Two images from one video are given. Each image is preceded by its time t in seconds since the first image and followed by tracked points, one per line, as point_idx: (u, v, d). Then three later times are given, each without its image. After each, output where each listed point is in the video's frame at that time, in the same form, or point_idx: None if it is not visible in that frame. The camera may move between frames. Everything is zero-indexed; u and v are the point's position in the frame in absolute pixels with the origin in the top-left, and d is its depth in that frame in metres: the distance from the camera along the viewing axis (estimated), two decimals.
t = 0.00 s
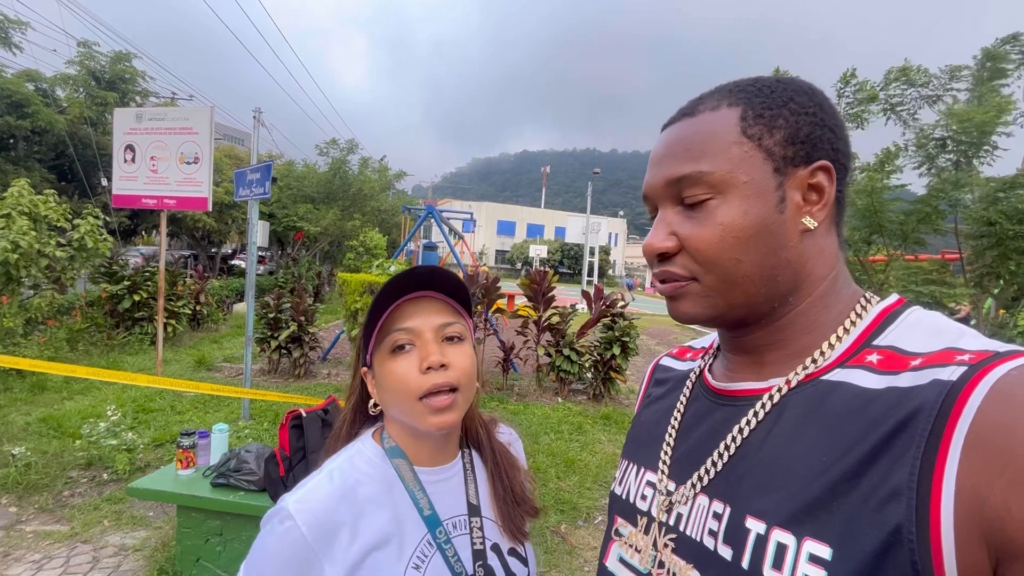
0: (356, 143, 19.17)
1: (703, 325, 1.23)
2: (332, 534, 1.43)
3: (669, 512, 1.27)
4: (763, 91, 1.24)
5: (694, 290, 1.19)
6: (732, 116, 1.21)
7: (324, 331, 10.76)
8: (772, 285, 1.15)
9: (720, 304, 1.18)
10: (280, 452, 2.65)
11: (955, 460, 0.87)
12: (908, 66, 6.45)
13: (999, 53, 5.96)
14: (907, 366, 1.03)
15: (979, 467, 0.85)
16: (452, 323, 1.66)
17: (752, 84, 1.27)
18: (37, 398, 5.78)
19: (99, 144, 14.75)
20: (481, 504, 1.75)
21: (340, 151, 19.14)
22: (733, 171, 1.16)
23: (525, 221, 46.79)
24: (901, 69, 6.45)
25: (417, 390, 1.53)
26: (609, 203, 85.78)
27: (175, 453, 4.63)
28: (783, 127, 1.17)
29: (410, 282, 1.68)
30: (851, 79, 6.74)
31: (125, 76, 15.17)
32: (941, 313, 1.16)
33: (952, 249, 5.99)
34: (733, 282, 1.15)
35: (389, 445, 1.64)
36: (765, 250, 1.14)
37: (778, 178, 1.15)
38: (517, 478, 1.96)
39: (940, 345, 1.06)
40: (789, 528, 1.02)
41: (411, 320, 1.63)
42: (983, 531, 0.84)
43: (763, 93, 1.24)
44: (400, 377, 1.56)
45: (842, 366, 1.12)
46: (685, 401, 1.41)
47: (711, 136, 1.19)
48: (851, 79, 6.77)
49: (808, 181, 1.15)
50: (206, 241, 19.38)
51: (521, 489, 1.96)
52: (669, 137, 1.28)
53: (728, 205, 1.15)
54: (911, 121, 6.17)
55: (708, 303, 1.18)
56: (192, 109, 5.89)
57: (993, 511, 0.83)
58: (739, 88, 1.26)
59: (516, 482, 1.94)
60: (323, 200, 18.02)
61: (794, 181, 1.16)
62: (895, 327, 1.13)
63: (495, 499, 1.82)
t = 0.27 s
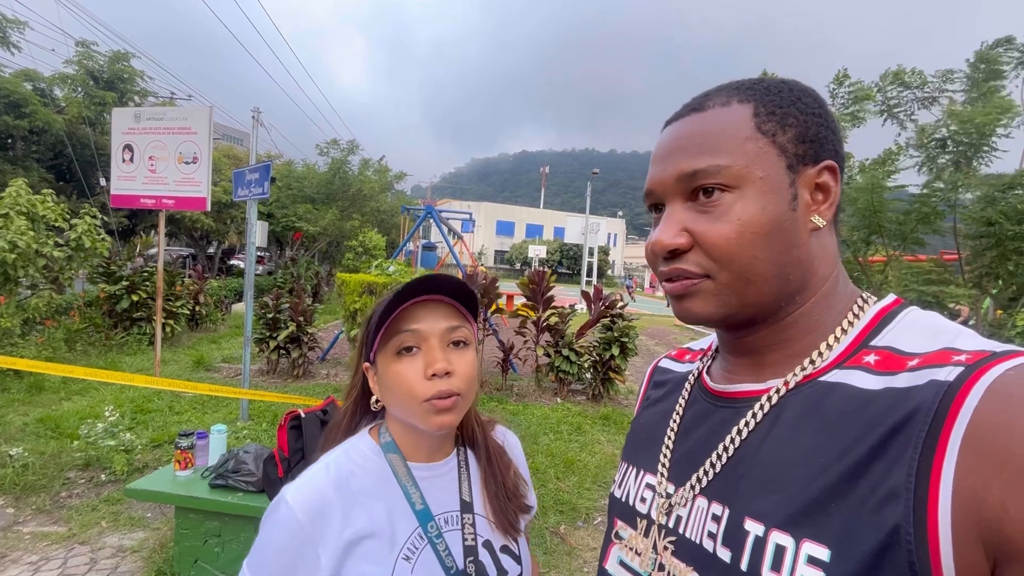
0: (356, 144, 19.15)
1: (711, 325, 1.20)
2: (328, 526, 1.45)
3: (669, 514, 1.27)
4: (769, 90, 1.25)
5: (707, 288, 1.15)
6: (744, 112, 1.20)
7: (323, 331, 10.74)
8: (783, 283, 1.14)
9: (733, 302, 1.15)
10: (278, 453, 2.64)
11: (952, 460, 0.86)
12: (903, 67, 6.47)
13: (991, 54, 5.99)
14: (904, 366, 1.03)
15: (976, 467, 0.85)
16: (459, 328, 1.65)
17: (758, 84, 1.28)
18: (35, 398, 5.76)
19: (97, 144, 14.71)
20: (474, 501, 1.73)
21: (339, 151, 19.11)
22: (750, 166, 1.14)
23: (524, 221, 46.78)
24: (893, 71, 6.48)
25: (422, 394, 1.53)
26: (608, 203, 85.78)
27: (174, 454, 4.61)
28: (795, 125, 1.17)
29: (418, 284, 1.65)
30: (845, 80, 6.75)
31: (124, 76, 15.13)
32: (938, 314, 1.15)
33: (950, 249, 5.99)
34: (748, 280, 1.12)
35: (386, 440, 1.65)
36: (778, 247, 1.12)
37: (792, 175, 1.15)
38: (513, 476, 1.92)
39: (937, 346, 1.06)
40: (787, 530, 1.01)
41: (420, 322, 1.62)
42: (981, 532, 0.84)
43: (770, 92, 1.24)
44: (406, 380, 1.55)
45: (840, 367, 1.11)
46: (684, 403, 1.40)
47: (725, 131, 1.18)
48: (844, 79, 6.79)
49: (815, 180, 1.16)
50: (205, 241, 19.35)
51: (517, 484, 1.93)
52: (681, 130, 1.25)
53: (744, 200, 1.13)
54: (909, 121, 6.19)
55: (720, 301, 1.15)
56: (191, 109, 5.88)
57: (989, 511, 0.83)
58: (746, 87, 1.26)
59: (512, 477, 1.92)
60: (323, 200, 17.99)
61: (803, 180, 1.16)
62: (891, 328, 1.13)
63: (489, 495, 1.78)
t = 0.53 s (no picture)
0: (355, 144, 19.10)
1: (710, 328, 1.18)
2: (328, 522, 1.44)
3: (671, 516, 1.25)
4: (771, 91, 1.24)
5: (706, 292, 1.14)
6: (743, 114, 1.19)
7: (322, 331, 10.72)
8: (784, 286, 1.12)
9: (732, 305, 1.13)
10: (277, 454, 2.63)
11: (956, 463, 0.85)
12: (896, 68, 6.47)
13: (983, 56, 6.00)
14: (908, 368, 1.01)
15: (981, 470, 0.83)
16: (466, 341, 1.62)
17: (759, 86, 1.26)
18: (32, 399, 5.74)
19: (94, 143, 14.67)
20: (472, 499, 1.71)
21: (339, 151, 19.07)
22: (748, 169, 1.13)
23: (523, 221, 46.76)
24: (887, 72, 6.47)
25: (426, 409, 1.52)
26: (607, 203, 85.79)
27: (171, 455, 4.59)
28: (795, 126, 1.16)
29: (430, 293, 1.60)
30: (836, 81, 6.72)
31: (122, 75, 15.08)
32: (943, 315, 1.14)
33: (949, 250, 5.98)
34: (747, 284, 1.11)
35: (385, 440, 1.63)
36: (778, 252, 1.11)
37: (791, 177, 1.13)
38: (510, 473, 1.90)
39: (941, 346, 1.04)
40: (789, 532, 1.00)
41: (428, 333, 1.58)
42: (985, 536, 0.83)
43: (771, 93, 1.23)
44: (411, 394, 1.54)
45: (844, 369, 1.09)
46: (687, 405, 1.39)
47: (725, 134, 1.17)
48: (836, 81, 6.78)
49: (816, 182, 1.15)
50: (203, 241, 19.31)
51: (514, 480, 1.90)
52: (689, 128, 1.22)
53: (743, 203, 1.12)
54: (906, 122, 6.18)
55: (719, 304, 1.14)
56: (188, 109, 5.83)
57: (994, 513, 0.82)
58: (749, 87, 1.24)
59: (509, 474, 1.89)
60: (321, 200, 17.95)
61: (803, 181, 1.15)
62: (895, 329, 1.12)
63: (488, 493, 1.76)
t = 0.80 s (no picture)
0: (354, 143, 19.08)
1: (700, 332, 1.20)
2: (329, 530, 1.42)
3: (676, 518, 1.23)
4: (757, 93, 1.20)
5: (691, 299, 1.16)
6: (724, 123, 1.17)
7: (320, 331, 10.69)
8: (771, 292, 1.12)
9: (718, 313, 1.14)
10: (275, 455, 2.61)
11: (969, 466, 0.83)
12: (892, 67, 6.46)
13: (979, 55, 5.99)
14: (917, 370, 1.00)
15: (994, 473, 0.82)
16: (467, 349, 1.60)
17: (747, 87, 1.22)
18: (28, 399, 5.70)
19: (92, 142, 14.64)
20: (473, 502, 1.69)
21: (338, 151, 19.03)
22: (726, 179, 1.13)
23: (522, 221, 46.74)
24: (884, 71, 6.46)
25: (425, 417, 1.51)
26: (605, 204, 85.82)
27: (169, 455, 4.57)
28: (776, 132, 1.13)
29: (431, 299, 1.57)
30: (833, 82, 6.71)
31: (120, 73, 15.03)
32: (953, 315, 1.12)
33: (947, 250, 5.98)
34: (730, 292, 1.12)
35: (384, 444, 1.61)
36: (761, 260, 1.10)
37: (773, 184, 1.11)
38: (507, 474, 1.88)
39: (951, 347, 1.02)
40: (798, 535, 0.98)
41: (429, 341, 1.55)
42: (998, 538, 0.81)
43: (757, 96, 1.19)
44: (411, 401, 1.53)
45: (851, 370, 1.08)
46: (692, 406, 1.37)
47: (704, 144, 1.16)
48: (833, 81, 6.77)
49: (805, 185, 1.11)
50: (200, 241, 19.26)
51: (511, 481, 1.89)
52: (675, 138, 1.23)
53: (722, 214, 1.12)
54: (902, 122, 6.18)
55: (704, 311, 1.15)
56: (187, 108, 5.85)
57: (1007, 517, 0.80)
58: (734, 93, 1.22)
59: (506, 474, 1.88)
60: (320, 200, 17.92)
61: (790, 185, 1.12)
62: (904, 330, 1.10)
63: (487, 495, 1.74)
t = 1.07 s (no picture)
0: (353, 143, 19.06)
1: (701, 332, 1.20)
2: (329, 532, 1.40)
3: (680, 517, 1.23)
4: (752, 95, 1.20)
5: (690, 300, 1.16)
6: (718, 126, 1.17)
7: (318, 331, 10.68)
8: (769, 292, 1.11)
9: (718, 313, 1.14)
10: (274, 454, 2.59)
11: (975, 464, 0.83)
12: (888, 66, 6.46)
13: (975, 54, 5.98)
14: (923, 368, 0.99)
15: (1000, 471, 0.82)
16: (462, 342, 1.59)
17: (742, 89, 1.22)
18: (25, 398, 5.68)
19: (89, 141, 14.60)
20: (470, 500, 1.69)
21: (336, 150, 19.01)
22: (721, 181, 1.12)
23: (520, 221, 46.74)
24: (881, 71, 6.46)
25: (421, 411, 1.50)
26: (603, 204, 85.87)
27: (166, 455, 4.55)
28: (770, 133, 1.13)
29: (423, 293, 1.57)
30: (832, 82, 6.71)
31: (117, 72, 14.99)
32: (958, 312, 1.11)
33: (944, 250, 5.99)
34: (729, 292, 1.11)
35: (379, 444, 1.60)
36: (759, 260, 1.09)
37: (767, 185, 1.11)
38: (502, 471, 1.88)
39: (956, 345, 1.02)
40: (802, 533, 0.98)
41: (423, 335, 1.55)
42: (1003, 536, 0.81)
43: (752, 97, 1.19)
44: (407, 396, 1.52)
45: (855, 368, 1.08)
46: (695, 404, 1.36)
47: (700, 146, 1.16)
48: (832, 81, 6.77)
49: (802, 184, 1.11)
50: (198, 240, 19.23)
51: (506, 478, 1.89)
52: (671, 141, 1.23)
53: (716, 215, 1.12)
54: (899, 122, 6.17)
55: (704, 311, 1.15)
56: (184, 107, 5.83)
57: (1013, 515, 0.80)
58: (727, 97, 1.22)
59: (500, 471, 1.88)
60: (318, 200, 17.89)
61: (786, 185, 1.11)
62: (909, 329, 1.09)
63: (483, 492, 1.74)
